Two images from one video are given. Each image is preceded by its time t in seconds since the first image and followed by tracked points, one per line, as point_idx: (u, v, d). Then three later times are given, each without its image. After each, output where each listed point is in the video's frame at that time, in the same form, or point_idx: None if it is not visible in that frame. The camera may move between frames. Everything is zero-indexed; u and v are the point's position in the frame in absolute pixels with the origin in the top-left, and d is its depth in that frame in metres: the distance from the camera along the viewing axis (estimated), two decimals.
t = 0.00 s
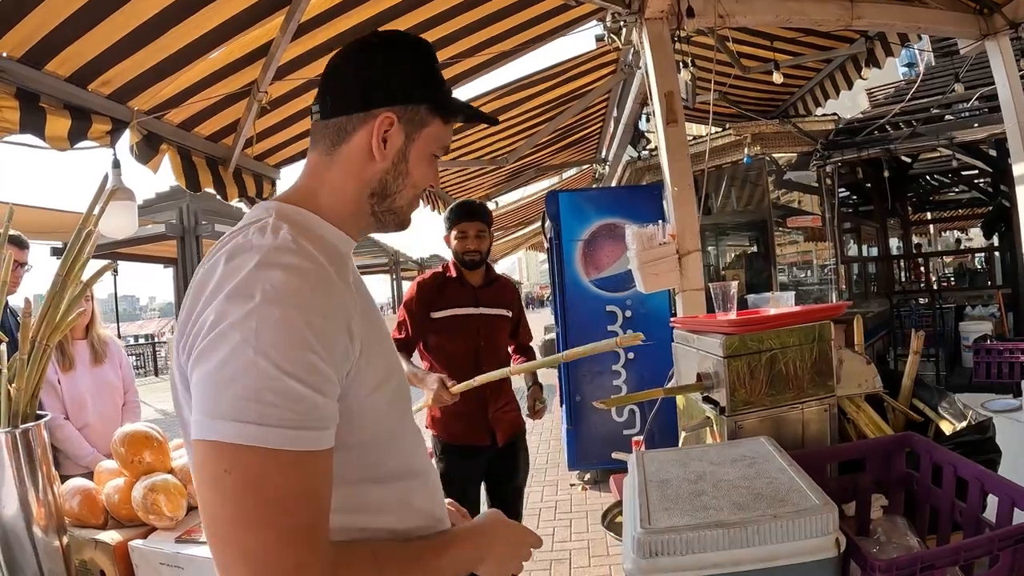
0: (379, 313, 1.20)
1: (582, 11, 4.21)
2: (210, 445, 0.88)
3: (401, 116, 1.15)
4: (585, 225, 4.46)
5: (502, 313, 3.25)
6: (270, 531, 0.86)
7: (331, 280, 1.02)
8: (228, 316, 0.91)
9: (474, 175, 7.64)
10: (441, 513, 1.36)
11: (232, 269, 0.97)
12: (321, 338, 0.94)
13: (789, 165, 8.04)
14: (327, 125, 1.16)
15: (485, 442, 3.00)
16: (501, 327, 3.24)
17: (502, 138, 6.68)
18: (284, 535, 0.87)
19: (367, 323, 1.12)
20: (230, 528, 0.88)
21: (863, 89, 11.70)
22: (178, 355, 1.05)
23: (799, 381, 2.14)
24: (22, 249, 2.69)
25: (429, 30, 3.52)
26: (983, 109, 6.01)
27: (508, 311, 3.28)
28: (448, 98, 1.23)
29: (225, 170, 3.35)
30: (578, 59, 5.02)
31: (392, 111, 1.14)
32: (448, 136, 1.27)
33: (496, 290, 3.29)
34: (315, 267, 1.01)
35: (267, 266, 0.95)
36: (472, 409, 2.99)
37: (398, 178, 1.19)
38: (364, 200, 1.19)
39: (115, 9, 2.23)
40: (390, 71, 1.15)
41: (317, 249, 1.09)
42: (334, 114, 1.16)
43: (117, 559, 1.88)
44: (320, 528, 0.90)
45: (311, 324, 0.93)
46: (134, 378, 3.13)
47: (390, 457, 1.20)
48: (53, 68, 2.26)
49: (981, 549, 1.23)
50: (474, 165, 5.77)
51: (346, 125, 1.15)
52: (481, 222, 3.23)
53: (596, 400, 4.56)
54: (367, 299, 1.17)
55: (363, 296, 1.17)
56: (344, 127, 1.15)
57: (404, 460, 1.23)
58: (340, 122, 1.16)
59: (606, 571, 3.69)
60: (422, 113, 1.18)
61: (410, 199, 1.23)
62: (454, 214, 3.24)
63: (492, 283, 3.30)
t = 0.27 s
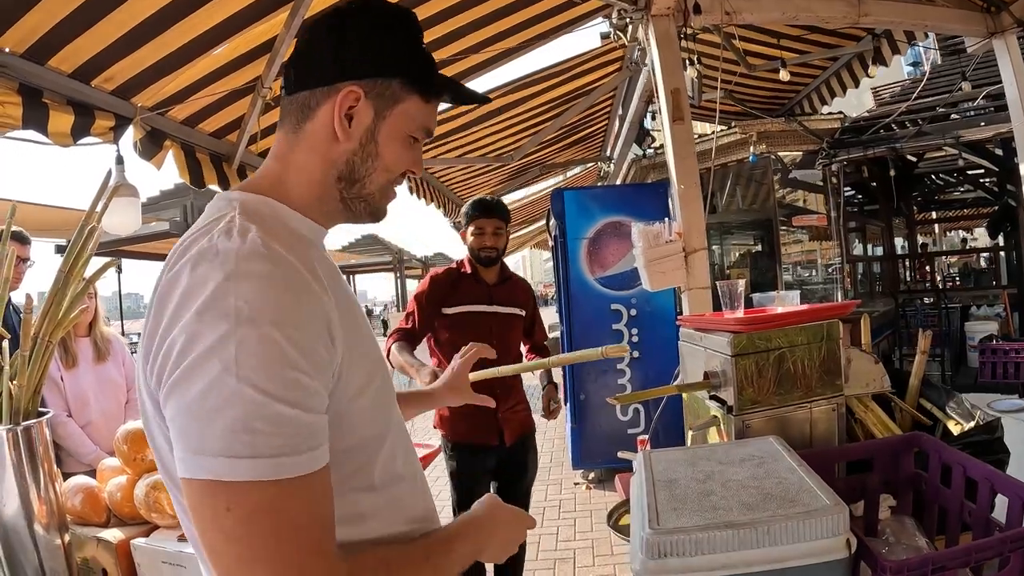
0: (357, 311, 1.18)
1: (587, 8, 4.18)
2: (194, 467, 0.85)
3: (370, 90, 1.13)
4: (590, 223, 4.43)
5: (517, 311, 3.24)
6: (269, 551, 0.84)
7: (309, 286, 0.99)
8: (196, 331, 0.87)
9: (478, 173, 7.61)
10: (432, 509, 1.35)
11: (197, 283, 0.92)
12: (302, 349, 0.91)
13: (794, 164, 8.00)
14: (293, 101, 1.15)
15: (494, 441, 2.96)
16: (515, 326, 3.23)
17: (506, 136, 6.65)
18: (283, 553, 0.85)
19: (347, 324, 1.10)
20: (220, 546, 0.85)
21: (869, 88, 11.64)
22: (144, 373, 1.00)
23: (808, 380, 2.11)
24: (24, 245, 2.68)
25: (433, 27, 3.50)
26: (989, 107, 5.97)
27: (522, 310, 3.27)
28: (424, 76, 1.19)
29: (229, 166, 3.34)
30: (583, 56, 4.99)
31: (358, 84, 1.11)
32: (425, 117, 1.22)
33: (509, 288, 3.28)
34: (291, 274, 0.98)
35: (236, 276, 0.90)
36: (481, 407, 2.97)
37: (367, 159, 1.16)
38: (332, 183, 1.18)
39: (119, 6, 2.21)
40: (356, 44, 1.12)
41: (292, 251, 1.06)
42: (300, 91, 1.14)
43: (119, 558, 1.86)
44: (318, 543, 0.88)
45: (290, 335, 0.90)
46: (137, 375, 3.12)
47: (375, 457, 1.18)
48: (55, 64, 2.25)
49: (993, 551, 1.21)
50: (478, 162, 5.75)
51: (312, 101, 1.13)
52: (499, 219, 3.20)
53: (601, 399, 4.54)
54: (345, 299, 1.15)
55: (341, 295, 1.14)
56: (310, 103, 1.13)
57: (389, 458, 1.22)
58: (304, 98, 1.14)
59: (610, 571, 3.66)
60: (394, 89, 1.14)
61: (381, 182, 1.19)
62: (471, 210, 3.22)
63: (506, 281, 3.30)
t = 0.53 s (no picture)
0: (320, 314, 1.18)
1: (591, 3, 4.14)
2: (138, 471, 0.87)
3: (280, 91, 1.13)
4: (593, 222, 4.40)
5: (513, 310, 3.22)
6: (201, 554, 0.85)
7: (253, 290, 1.00)
8: (135, 339, 0.89)
9: (479, 171, 7.56)
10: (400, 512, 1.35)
11: (144, 290, 0.93)
12: (243, 352, 0.91)
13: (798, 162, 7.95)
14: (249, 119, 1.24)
15: (496, 444, 2.92)
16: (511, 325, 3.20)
17: (508, 134, 6.61)
18: (213, 556, 0.85)
19: (304, 327, 1.11)
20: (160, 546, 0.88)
21: (872, 86, 11.59)
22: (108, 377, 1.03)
23: (815, 380, 2.07)
24: (22, 243, 2.66)
25: (435, 23, 3.47)
26: (990, 107, 5.92)
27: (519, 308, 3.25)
28: (335, 53, 1.11)
29: (229, 163, 3.31)
30: (587, 54, 4.96)
31: (267, 87, 1.14)
32: (351, 102, 1.14)
33: (505, 286, 3.25)
34: (236, 278, 0.98)
35: (173, 284, 0.91)
36: (484, 408, 2.92)
37: (286, 156, 1.15)
38: (275, 187, 1.20)
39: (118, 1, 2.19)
40: (269, 45, 1.15)
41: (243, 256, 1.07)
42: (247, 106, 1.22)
43: (117, 559, 1.83)
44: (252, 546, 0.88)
45: (230, 337, 0.90)
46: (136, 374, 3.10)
47: (339, 456, 1.17)
48: (54, 59, 2.22)
49: (1007, 554, 1.17)
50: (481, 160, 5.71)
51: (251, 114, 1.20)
52: (498, 216, 3.17)
53: (603, 399, 4.50)
54: (305, 300, 1.16)
55: (301, 298, 1.15)
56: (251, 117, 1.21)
57: (355, 458, 1.21)
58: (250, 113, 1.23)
59: (612, 572, 3.63)
60: (296, 77, 1.11)
61: (310, 177, 1.15)
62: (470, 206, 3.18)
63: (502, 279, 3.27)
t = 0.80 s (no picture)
0: (288, 310, 1.20)
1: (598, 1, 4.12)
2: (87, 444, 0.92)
3: (240, 104, 1.26)
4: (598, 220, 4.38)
5: (506, 309, 3.21)
6: (126, 523, 0.88)
7: (208, 281, 1.04)
8: (95, 325, 0.95)
9: (484, 169, 7.53)
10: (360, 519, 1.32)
11: (112, 278, 1.00)
12: (187, 336, 0.95)
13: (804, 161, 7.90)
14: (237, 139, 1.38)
15: (489, 447, 2.85)
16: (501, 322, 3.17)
17: (513, 132, 6.59)
18: (136, 525, 0.88)
19: (264, 319, 1.13)
20: (101, 524, 0.91)
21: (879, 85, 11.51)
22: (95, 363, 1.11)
23: (823, 380, 2.05)
24: (24, 240, 2.66)
25: (439, 21, 3.46)
26: (997, 106, 5.87)
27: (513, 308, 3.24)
28: (281, 58, 1.20)
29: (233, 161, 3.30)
30: (593, 52, 4.94)
31: (235, 101, 1.28)
32: (302, 105, 1.24)
33: (499, 283, 3.23)
34: (191, 268, 1.03)
35: (130, 273, 0.97)
36: (476, 409, 2.86)
37: (246, 160, 1.26)
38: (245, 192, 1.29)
39: None
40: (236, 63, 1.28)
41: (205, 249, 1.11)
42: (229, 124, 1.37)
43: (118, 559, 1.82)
44: (172, 521, 0.90)
45: (176, 322, 0.94)
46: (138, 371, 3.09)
47: (295, 451, 1.16)
48: (57, 56, 2.21)
49: (1018, 558, 1.15)
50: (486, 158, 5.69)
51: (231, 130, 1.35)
52: (491, 211, 3.17)
53: (608, 398, 4.49)
54: (272, 296, 1.18)
55: (267, 294, 1.18)
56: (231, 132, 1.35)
57: (313, 454, 1.20)
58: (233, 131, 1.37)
59: (616, 571, 3.61)
60: (251, 86, 1.23)
61: (265, 176, 1.24)
62: (461, 200, 3.16)
63: (497, 276, 3.26)
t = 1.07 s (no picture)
0: (257, 321, 1.16)
1: None
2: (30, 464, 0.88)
3: (202, 97, 1.24)
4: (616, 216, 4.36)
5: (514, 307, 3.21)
6: (67, 553, 0.85)
7: (164, 293, 1.00)
8: (41, 339, 0.91)
9: (503, 165, 7.54)
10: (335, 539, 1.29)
11: (63, 286, 0.96)
12: (137, 353, 0.90)
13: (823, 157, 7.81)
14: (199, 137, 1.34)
15: (496, 447, 2.83)
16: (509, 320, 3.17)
17: (530, 128, 6.58)
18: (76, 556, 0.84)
19: (229, 333, 1.09)
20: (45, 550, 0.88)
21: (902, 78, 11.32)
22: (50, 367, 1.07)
23: (843, 380, 2.03)
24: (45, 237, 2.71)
25: (454, 17, 3.44)
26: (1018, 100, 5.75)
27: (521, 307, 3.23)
28: (242, 44, 1.20)
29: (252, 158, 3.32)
30: (609, 47, 4.91)
31: (196, 96, 1.26)
32: (264, 92, 1.22)
33: (509, 282, 3.24)
34: (147, 278, 0.99)
35: (80, 283, 0.93)
36: (485, 407, 2.86)
37: (209, 157, 1.23)
38: (208, 193, 1.25)
39: None
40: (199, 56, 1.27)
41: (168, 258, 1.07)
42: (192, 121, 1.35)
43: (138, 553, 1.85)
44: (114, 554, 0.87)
45: (126, 337, 0.90)
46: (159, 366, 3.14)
47: (261, 470, 1.12)
48: (73, 56, 2.24)
49: None
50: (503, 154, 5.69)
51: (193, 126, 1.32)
52: (500, 208, 3.13)
53: (625, 394, 4.48)
54: (240, 307, 1.15)
55: (234, 304, 1.14)
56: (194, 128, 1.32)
57: (278, 474, 1.16)
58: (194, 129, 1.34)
59: (631, 568, 3.61)
60: (212, 78, 1.23)
61: (228, 172, 1.21)
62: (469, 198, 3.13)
63: (506, 273, 3.25)
